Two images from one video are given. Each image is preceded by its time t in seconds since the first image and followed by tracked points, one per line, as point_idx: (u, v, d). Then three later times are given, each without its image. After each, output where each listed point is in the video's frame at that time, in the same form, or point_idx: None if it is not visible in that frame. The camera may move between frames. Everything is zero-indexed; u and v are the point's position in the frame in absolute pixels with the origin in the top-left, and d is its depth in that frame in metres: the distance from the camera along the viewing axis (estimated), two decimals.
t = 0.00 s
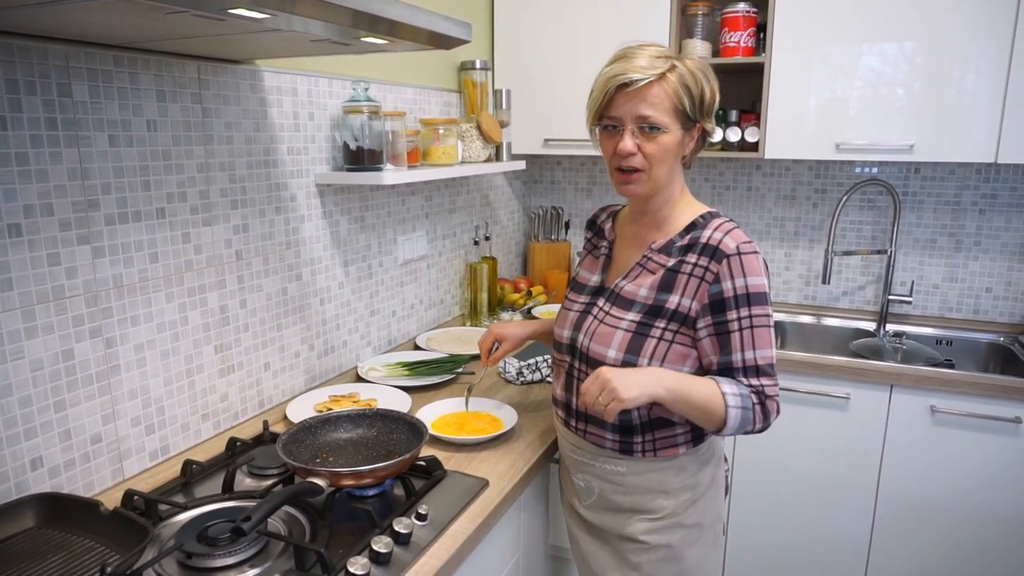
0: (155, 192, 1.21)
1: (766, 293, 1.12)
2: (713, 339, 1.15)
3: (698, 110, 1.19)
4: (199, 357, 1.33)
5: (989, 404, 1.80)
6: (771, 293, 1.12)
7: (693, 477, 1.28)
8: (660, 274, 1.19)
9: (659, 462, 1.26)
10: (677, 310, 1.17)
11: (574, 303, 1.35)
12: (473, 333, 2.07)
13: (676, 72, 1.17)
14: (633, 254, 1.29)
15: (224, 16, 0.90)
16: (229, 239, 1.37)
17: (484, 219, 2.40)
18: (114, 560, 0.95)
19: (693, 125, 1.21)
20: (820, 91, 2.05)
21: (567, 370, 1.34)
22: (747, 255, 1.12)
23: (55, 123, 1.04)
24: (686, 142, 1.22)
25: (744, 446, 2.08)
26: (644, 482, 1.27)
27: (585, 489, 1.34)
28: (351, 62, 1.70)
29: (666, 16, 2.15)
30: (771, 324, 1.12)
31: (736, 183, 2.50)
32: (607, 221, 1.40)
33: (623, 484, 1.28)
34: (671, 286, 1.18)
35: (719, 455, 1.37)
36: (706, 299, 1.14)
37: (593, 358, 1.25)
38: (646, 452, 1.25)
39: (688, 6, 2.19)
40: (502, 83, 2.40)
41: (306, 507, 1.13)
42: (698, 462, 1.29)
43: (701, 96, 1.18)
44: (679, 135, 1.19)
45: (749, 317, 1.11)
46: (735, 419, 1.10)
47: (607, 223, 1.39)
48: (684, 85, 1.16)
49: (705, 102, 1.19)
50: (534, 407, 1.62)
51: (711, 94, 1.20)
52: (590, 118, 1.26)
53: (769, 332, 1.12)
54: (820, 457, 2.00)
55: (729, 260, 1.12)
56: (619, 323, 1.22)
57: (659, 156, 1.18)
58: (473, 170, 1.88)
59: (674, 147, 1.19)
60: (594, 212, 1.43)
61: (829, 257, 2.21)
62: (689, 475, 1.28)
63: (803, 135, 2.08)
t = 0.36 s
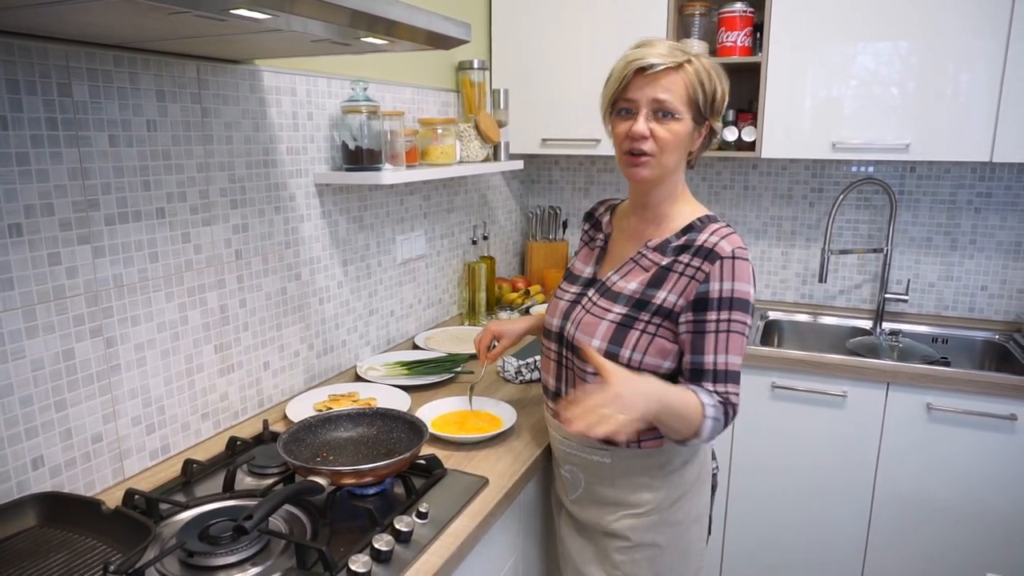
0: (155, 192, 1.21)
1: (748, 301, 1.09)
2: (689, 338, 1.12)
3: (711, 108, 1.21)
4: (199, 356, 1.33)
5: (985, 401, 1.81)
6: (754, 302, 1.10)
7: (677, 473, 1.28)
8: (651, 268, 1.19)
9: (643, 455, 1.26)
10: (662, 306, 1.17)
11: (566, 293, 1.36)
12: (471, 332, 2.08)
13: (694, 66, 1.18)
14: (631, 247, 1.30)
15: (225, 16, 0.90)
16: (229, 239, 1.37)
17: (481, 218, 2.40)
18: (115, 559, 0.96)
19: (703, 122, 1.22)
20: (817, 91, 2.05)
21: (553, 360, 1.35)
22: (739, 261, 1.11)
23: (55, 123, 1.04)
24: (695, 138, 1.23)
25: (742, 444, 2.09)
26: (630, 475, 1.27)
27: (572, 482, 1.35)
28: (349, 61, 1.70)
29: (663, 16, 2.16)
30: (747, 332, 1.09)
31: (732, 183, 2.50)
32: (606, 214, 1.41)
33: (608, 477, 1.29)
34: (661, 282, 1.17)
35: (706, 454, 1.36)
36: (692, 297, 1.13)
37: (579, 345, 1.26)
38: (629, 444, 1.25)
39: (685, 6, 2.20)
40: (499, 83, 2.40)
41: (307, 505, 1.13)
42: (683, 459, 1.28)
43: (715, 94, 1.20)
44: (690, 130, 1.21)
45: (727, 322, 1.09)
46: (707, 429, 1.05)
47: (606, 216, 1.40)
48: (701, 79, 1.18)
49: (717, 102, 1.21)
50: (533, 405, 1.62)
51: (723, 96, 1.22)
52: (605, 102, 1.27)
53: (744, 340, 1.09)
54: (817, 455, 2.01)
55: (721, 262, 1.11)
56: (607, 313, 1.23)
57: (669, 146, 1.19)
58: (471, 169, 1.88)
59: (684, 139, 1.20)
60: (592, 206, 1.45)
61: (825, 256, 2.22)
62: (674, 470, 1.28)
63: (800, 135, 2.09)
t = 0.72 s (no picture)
0: (153, 192, 1.21)
1: (733, 307, 1.07)
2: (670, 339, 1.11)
3: (669, 99, 1.14)
4: (197, 356, 1.33)
5: (980, 399, 1.82)
6: (738, 307, 1.07)
7: (665, 480, 1.26)
8: (646, 266, 1.19)
9: (633, 457, 1.25)
10: (653, 306, 1.16)
11: (572, 287, 1.36)
12: (469, 332, 2.08)
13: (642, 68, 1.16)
14: (637, 244, 1.30)
15: (224, 16, 0.90)
16: (227, 239, 1.37)
17: (479, 218, 2.40)
18: (114, 559, 0.96)
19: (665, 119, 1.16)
20: (813, 90, 2.06)
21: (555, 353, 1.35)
22: (728, 264, 1.09)
23: (53, 122, 1.04)
24: (666, 133, 1.17)
25: (739, 443, 2.09)
26: (617, 475, 1.27)
27: (563, 477, 1.36)
28: (347, 61, 1.70)
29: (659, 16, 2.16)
30: (726, 339, 1.06)
31: (729, 182, 2.51)
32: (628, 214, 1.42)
33: (598, 475, 1.29)
34: (654, 282, 1.16)
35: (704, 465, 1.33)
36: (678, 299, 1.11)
37: (574, 340, 1.27)
38: (620, 444, 1.25)
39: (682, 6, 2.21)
40: (497, 83, 2.40)
41: (305, 505, 1.13)
42: (671, 467, 1.26)
43: (667, 85, 1.14)
44: (646, 131, 1.17)
45: (705, 326, 1.07)
46: (652, 436, 1.06)
47: (627, 217, 1.42)
48: (645, 80, 1.15)
49: (674, 95, 1.14)
50: (532, 405, 1.62)
51: (684, 88, 1.13)
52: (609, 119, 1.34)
53: (721, 346, 1.06)
54: (814, 454, 2.02)
55: (709, 264, 1.09)
56: (602, 309, 1.23)
57: (621, 151, 1.20)
58: (469, 169, 1.88)
59: (639, 142, 1.18)
60: (618, 205, 1.47)
61: (822, 255, 2.23)
62: (660, 477, 1.26)
63: (797, 135, 2.10)
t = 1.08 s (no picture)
0: (150, 192, 1.21)
1: (730, 301, 1.01)
2: (677, 345, 1.07)
3: (593, 104, 1.11)
4: (194, 357, 1.33)
5: (977, 399, 1.82)
6: (736, 298, 1.01)
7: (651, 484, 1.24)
8: (625, 267, 1.15)
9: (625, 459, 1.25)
10: (636, 310, 1.12)
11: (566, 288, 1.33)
12: (467, 333, 2.08)
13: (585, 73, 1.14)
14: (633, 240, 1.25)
15: (223, 16, 0.90)
16: (224, 239, 1.37)
17: (476, 219, 2.40)
18: (113, 560, 0.96)
19: (605, 119, 1.12)
20: (809, 91, 2.07)
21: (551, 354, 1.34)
22: (703, 260, 1.02)
23: (50, 123, 1.04)
24: (606, 136, 1.13)
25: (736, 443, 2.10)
26: (608, 474, 1.27)
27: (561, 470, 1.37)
28: (344, 61, 1.70)
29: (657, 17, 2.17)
30: (741, 330, 1.01)
31: (726, 183, 2.51)
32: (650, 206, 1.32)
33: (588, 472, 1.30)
34: (634, 285, 1.12)
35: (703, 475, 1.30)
36: (664, 303, 1.07)
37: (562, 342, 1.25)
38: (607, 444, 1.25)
39: (679, 6, 2.21)
40: (494, 83, 2.40)
41: (304, 505, 1.13)
42: (659, 473, 1.24)
43: (592, 89, 1.11)
44: (595, 134, 1.15)
45: (711, 326, 1.02)
46: (702, 453, 1.06)
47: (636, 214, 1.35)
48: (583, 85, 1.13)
49: (602, 96, 1.09)
50: (530, 406, 1.62)
51: (609, 85, 1.08)
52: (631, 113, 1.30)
53: (738, 341, 1.01)
54: (812, 454, 2.02)
55: (683, 265, 1.03)
56: (586, 311, 1.20)
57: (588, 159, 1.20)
58: (466, 169, 1.88)
59: (594, 147, 1.16)
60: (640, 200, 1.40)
61: (819, 255, 2.23)
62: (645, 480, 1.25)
63: (793, 135, 2.10)
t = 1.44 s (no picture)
0: (150, 192, 1.21)
1: (647, 296, 0.97)
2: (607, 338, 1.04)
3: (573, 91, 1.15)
4: (193, 356, 1.33)
5: (973, 398, 1.83)
6: (655, 292, 0.97)
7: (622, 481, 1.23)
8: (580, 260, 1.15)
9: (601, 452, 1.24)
10: (584, 302, 1.11)
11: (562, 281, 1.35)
12: (465, 333, 2.08)
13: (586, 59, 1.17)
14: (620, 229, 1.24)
15: (223, 16, 0.91)
16: (223, 239, 1.37)
17: (474, 218, 2.41)
18: (113, 559, 0.96)
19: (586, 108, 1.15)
20: (806, 91, 2.07)
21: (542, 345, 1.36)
22: (628, 252, 0.98)
23: (49, 122, 1.04)
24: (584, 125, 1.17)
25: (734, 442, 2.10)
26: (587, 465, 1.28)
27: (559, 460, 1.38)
28: (343, 61, 1.70)
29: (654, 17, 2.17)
30: (660, 326, 0.97)
31: (724, 182, 2.52)
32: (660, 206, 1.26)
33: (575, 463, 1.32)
34: (583, 277, 1.12)
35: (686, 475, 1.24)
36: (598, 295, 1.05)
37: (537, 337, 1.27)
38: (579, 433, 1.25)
39: (676, 6, 2.21)
40: (492, 83, 2.40)
41: (303, 504, 1.13)
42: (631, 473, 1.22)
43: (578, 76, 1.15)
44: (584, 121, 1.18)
45: (628, 320, 0.98)
46: (610, 442, 1.02)
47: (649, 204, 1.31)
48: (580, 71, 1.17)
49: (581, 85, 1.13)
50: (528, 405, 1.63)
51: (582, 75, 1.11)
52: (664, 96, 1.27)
53: (655, 337, 0.97)
54: (809, 453, 2.03)
55: (609, 257, 1.01)
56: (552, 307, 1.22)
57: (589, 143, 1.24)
58: (464, 169, 1.88)
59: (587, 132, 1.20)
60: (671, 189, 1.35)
61: (816, 255, 2.24)
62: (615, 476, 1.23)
63: (791, 135, 2.11)
